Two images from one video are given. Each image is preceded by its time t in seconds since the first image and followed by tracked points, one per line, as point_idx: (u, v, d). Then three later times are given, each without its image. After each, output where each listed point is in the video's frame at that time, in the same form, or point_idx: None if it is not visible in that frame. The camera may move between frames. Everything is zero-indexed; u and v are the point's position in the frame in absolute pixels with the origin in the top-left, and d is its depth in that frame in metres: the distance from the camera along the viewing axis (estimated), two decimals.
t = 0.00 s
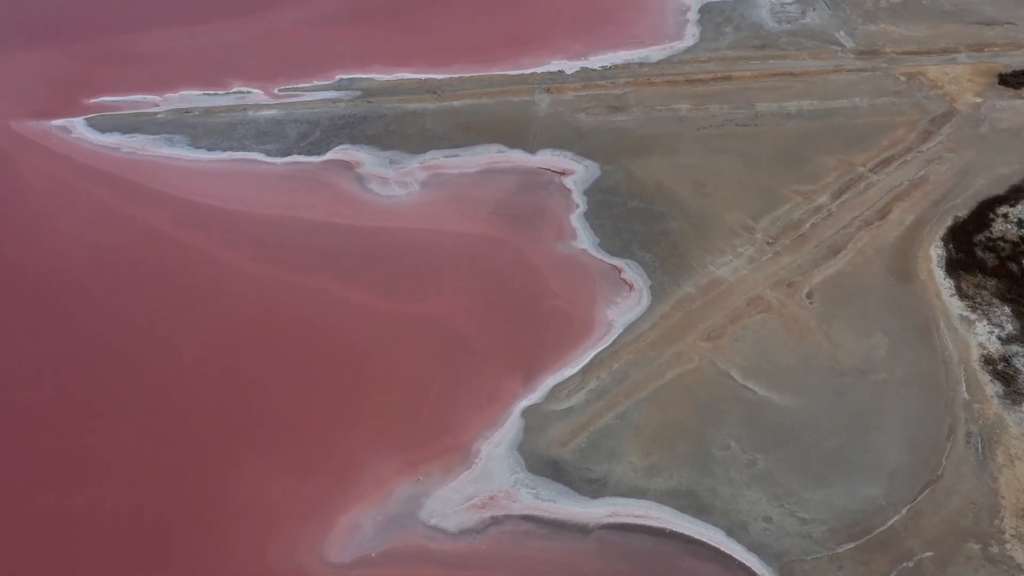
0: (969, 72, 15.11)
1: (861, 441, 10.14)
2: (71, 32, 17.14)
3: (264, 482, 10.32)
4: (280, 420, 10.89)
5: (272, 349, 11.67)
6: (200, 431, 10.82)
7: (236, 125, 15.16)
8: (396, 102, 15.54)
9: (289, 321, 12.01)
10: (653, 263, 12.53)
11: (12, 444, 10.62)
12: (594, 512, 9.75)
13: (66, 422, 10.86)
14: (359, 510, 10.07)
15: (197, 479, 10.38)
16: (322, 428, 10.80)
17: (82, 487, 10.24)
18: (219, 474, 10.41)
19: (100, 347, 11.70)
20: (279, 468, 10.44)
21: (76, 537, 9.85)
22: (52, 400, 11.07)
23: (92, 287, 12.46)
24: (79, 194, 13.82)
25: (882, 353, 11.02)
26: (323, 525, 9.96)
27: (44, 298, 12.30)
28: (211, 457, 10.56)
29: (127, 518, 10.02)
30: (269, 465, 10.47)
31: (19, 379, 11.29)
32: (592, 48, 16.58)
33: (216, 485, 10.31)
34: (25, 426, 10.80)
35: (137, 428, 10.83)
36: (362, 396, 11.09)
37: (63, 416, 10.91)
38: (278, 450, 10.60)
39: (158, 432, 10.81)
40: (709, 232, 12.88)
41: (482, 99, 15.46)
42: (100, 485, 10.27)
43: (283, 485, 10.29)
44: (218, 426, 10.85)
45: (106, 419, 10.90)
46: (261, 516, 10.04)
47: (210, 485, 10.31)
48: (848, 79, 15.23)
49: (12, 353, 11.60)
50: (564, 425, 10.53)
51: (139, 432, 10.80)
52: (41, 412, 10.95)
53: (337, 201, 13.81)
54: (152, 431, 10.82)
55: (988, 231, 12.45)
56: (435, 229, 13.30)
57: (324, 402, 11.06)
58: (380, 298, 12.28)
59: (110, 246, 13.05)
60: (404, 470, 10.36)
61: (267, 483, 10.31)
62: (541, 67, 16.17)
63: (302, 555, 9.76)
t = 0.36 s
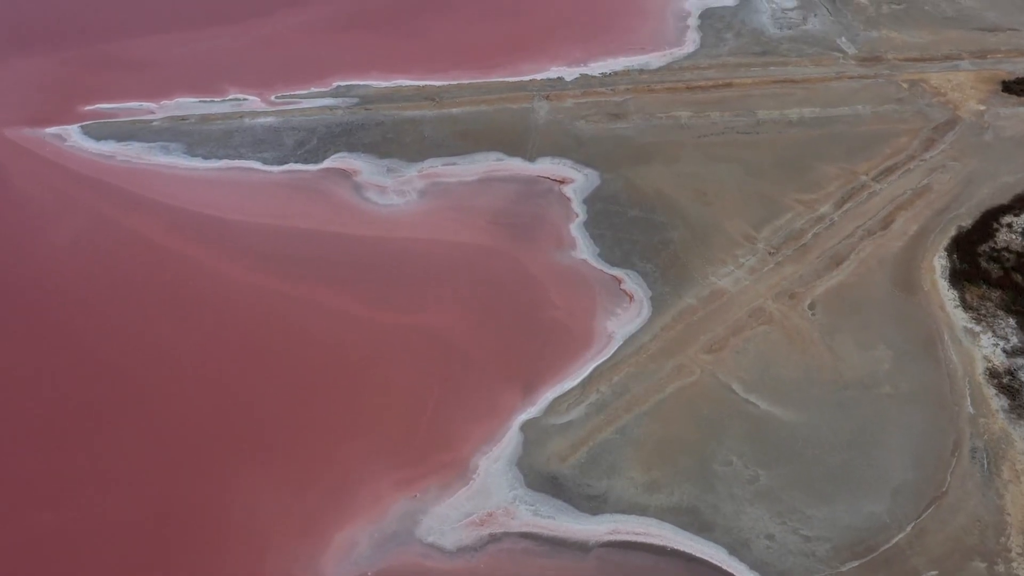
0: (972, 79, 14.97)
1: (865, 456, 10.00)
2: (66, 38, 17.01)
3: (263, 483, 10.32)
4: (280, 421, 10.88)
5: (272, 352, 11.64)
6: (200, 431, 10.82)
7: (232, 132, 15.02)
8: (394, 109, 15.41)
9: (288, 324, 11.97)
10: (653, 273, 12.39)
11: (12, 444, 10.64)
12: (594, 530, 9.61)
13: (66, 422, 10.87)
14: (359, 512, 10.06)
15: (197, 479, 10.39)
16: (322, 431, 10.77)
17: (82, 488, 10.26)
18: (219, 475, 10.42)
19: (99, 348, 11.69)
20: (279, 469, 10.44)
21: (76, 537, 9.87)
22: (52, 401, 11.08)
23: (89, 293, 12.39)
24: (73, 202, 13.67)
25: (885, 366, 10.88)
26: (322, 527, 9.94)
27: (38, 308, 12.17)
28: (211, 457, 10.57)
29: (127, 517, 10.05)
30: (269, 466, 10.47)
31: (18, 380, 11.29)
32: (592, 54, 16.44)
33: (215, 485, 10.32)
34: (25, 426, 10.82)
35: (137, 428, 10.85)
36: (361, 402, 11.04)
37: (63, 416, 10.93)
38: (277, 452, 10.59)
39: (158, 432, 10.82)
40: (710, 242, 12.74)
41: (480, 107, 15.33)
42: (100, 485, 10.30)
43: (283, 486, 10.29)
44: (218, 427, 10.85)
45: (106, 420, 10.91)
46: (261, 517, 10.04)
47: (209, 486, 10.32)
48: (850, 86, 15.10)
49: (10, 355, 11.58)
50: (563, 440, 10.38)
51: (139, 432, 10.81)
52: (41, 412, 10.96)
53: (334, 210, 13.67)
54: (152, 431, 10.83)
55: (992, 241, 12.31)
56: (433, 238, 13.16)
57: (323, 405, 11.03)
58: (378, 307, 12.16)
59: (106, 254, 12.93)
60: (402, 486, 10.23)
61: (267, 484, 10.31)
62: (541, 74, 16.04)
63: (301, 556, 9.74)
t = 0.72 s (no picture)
0: (975, 86, 14.84)
1: (868, 472, 9.86)
2: (60, 44, 16.86)
3: (264, 484, 10.30)
4: (279, 423, 10.86)
5: (270, 355, 11.60)
6: (200, 431, 10.81)
7: (228, 140, 14.88)
8: (391, 116, 15.27)
9: (287, 328, 11.93)
10: (653, 283, 12.25)
11: (12, 445, 10.63)
12: (594, 547, 9.45)
13: (66, 422, 10.87)
14: (359, 514, 10.03)
15: (196, 479, 10.37)
16: (321, 433, 10.74)
17: (82, 487, 10.25)
18: (219, 474, 10.40)
19: (98, 349, 11.67)
20: (279, 470, 10.41)
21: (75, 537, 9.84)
22: (52, 402, 11.06)
23: (84, 299, 12.30)
24: (66, 211, 13.52)
25: (889, 379, 10.74)
26: (322, 529, 9.92)
27: (31, 319, 12.02)
28: (211, 457, 10.55)
29: (127, 516, 10.02)
30: (269, 467, 10.45)
31: (17, 382, 11.26)
32: (591, 60, 16.31)
33: (215, 485, 10.30)
34: (25, 427, 10.81)
35: (137, 428, 10.85)
36: (359, 410, 10.94)
37: (63, 416, 10.92)
38: (277, 454, 10.56)
39: (157, 433, 10.82)
40: (710, 252, 12.60)
41: (479, 114, 15.20)
42: (100, 485, 10.28)
43: (283, 487, 10.28)
44: (217, 428, 10.84)
45: (106, 421, 10.90)
46: (261, 517, 10.03)
47: (208, 486, 10.30)
48: (852, 93, 14.97)
49: (9, 358, 11.55)
50: (562, 454, 10.24)
51: (139, 432, 10.81)
52: (41, 413, 10.96)
53: (330, 219, 13.52)
54: (152, 431, 10.83)
55: (996, 251, 12.18)
56: (431, 248, 13.02)
57: (322, 408, 10.98)
58: (375, 317, 12.02)
59: (101, 263, 12.80)
60: (399, 502, 10.10)
61: (267, 485, 10.30)
62: (540, 81, 15.90)
63: (301, 557, 9.72)
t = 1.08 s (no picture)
0: (978, 94, 14.71)
1: (872, 488, 9.72)
2: (55, 51, 16.72)
3: (263, 490, 10.24)
4: (279, 430, 10.81)
5: (270, 362, 11.54)
6: (199, 436, 10.77)
7: (224, 148, 14.74)
8: (389, 124, 15.14)
9: (286, 336, 11.86)
10: (653, 294, 12.11)
11: (10, 447, 10.56)
12: (594, 566, 9.26)
13: (65, 427, 10.80)
14: (358, 522, 9.95)
15: (195, 484, 10.31)
16: (321, 441, 10.67)
17: (81, 493, 10.17)
18: (220, 479, 10.35)
19: (98, 354, 11.63)
20: (278, 476, 10.36)
21: (72, 541, 9.77)
22: (51, 405, 11.01)
23: (81, 305, 12.22)
24: (60, 221, 13.37)
25: (892, 393, 10.60)
26: (321, 536, 9.85)
27: (24, 328, 11.88)
28: (210, 463, 10.50)
29: (124, 521, 9.96)
30: (268, 474, 10.40)
31: (16, 385, 11.20)
32: (591, 67, 16.18)
33: (214, 491, 10.24)
34: (23, 432, 10.72)
35: (136, 432, 10.82)
36: (358, 419, 10.86)
37: (63, 422, 10.86)
38: (277, 461, 10.51)
39: (157, 437, 10.79)
40: (711, 262, 12.46)
41: (478, 121, 15.07)
42: (99, 488, 10.23)
43: (282, 493, 10.21)
44: (218, 434, 10.80)
45: (106, 425, 10.86)
46: (260, 523, 9.96)
47: (206, 492, 10.24)
48: (854, 100, 14.84)
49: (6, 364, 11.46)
50: (562, 470, 10.09)
51: (139, 438, 10.76)
52: (40, 416, 10.91)
53: (327, 229, 13.39)
54: (152, 437, 10.78)
55: (1000, 262, 12.04)
56: (429, 258, 12.89)
57: (322, 417, 10.91)
58: (372, 329, 11.90)
59: (96, 272, 12.68)
60: (395, 518, 9.96)
61: (266, 491, 10.24)
62: (539, 88, 15.77)
63: (300, 563, 9.64)
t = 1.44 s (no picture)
0: (981, 101, 14.58)
1: (876, 505, 9.59)
2: (50, 58, 16.57)
3: (262, 497, 10.17)
4: (278, 436, 10.74)
5: (268, 370, 11.45)
6: (199, 442, 10.70)
7: (220, 156, 14.59)
8: (387, 132, 15.00)
9: (285, 345, 11.76)
10: (654, 306, 11.97)
11: (9, 454, 10.49)
12: None
13: (64, 433, 10.72)
14: (357, 532, 9.86)
15: (194, 491, 10.24)
16: (320, 450, 10.58)
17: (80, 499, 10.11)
18: (219, 485, 10.29)
19: (97, 360, 11.56)
20: (277, 484, 10.28)
21: (71, 546, 9.71)
22: (51, 410, 10.95)
23: (79, 312, 12.13)
24: (55, 231, 13.21)
25: (896, 408, 10.47)
26: (321, 545, 9.77)
27: (18, 339, 11.76)
28: (210, 469, 10.43)
29: (123, 527, 9.89)
30: (268, 481, 10.33)
31: (15, 391, 11.13)
32: (590, 74, 16.05)
33: (214, 498, 10.16)
34: (22, 438, 10.65)
35: (136, 437, 10.76)
36: (356, 430, 10.76)
37: (61, 428, 10.78)
38: (276, 468, 10.43)
39: (157, 442, 10.72)
40: (712, 273, 12.32)
41: (476, 129, 14.94)
42: (98, 494, 10.17)
43: (281, 501, 10.14)
44: (218, 440, 10.73)
45: (105, 432, 10.79)
46: (259, 530, 9.89)
47: (206, 498, 10.17)
48: (855, 108, 14.70)
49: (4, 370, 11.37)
50: (561, 486, 9.95)
51: (138, 444, 10.69)
52: (39, 420, 10.85)
53: (324, 239, 13.24)
54: (151, 442, 10.71)
55: (1004, 273, 11.92)
56: (426, 269, 12.74)
57: (321, 427, 10.81)
58: (369, 341, 11.76)
59: (91, 281, 12.54)
60: (392, 536, 9.82)
61: (265, 498, 10.16)
62: (538, 95, 15.63)
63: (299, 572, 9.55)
